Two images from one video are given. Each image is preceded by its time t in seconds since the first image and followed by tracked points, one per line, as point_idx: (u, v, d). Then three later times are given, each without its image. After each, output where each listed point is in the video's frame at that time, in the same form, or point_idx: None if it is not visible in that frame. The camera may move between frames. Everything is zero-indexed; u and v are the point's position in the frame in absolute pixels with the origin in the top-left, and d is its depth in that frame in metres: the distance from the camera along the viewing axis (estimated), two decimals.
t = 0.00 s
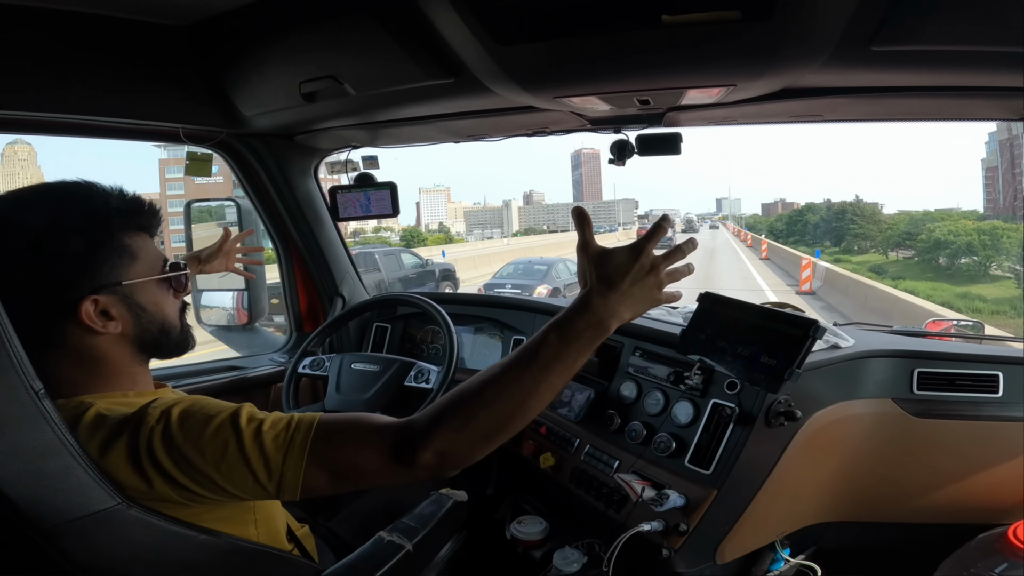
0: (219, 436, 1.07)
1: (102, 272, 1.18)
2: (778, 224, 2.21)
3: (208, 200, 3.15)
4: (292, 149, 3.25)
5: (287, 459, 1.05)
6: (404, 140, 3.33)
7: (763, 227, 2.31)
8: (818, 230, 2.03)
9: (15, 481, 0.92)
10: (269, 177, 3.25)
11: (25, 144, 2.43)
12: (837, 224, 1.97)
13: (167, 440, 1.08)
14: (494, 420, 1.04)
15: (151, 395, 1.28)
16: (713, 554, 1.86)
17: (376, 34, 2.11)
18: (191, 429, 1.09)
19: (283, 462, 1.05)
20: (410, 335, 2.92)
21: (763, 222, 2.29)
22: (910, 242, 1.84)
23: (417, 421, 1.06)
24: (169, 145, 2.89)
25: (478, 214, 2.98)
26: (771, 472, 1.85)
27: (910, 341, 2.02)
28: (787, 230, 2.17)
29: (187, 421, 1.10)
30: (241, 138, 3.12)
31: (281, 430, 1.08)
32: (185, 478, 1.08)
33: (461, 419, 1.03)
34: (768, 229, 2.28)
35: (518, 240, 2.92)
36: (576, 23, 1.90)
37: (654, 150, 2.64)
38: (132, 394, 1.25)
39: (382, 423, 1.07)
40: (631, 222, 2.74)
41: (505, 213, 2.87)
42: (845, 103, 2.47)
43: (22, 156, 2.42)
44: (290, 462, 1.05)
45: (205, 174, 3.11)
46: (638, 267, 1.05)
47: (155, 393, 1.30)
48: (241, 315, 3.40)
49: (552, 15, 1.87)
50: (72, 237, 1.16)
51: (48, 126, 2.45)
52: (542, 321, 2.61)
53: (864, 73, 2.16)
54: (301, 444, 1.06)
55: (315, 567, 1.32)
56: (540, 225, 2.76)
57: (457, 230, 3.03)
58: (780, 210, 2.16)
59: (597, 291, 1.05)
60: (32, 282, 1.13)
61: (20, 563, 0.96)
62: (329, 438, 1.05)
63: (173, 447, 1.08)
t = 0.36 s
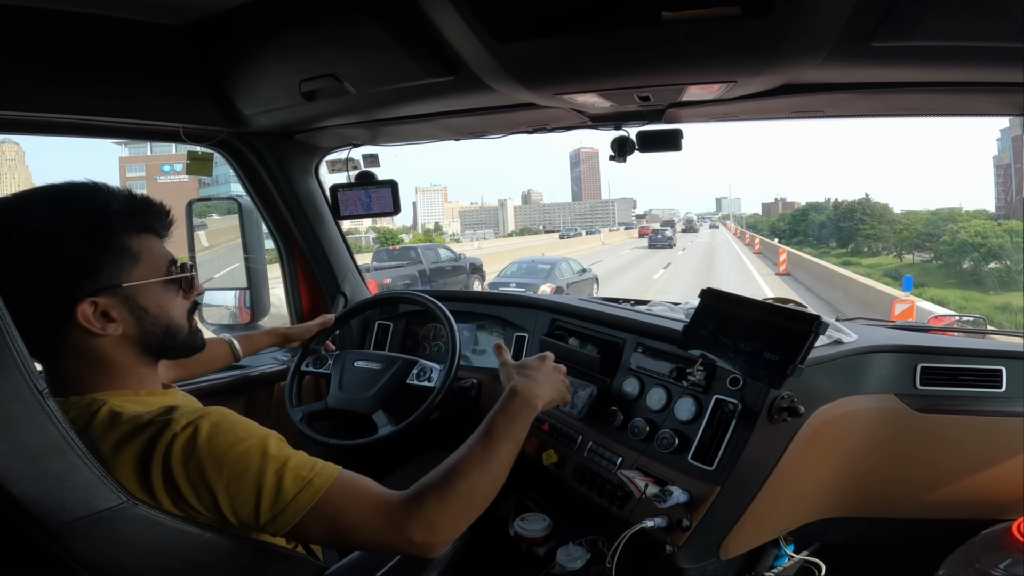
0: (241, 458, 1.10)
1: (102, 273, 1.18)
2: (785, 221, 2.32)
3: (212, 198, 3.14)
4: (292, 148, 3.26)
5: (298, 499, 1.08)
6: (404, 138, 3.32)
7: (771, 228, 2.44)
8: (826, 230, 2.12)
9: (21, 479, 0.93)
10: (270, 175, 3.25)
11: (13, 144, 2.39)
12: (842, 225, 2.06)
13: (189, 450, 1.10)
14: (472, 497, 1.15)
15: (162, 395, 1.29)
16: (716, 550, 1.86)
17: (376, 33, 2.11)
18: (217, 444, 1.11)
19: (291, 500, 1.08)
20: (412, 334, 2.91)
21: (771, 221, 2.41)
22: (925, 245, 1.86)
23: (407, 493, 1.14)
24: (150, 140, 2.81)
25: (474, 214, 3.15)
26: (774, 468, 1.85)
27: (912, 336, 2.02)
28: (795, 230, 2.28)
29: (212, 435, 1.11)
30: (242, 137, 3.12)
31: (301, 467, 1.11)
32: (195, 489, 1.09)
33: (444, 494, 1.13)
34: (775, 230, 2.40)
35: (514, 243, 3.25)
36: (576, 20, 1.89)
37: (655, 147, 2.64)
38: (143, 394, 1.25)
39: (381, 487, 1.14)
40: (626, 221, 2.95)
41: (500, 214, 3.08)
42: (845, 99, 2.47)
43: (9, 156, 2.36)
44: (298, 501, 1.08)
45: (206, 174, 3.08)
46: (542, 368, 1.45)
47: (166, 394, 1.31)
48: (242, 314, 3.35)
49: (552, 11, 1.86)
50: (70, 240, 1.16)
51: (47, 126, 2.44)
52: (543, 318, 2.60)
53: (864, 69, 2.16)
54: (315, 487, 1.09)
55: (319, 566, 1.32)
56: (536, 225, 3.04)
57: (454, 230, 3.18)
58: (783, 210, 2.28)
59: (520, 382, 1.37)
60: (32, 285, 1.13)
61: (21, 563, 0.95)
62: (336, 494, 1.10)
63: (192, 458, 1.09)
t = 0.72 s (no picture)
0: (247, 464, 1.15)
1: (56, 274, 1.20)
2: (790, 220, 2.26)
3: (215, 198, 3.14)
4: (294, 147, 3.26)
5: (287, 512, 1.15)
6: (406, 138, 3.33)
7: (774, 227, 2.38)
8: (833, 230, 2.06)
9: (20, 477, 0.93)
10: (271, 174, 3.26)
11: None
12: (853, 225, 2.00)
13: (194, 446, 1.12)
14: (410, 533, 1.38)
15: (161, 390, 1.32)
16: (716, 552, 1.86)
17: (378, 33, 2.11)
18: (225, 444, 1.14)
19: (285, 508, 1.15)
20: (412, 334, 2.92)
21: (777, 220, 2.35)
22: (951, 249, 1.80)
23: (369, 522, 1.30)
24: (100, 137, 2.64)
25: (469, 213, 3.10)
26: (773, 470, 1.85)
27: (913, 339, 2.01)
28: (800, 229, 2.22)
29: (219, 435, 1.15)
30: (244, 136, 3.13)
31: (293, 483, 1.19)
32: (190, 482, 1.11)
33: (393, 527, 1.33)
34: (779, 229, 2.35)
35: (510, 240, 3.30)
36: (577, 21, 1.89)
37: (657, 148, 2.64)
38: (143, 390, 1.29)
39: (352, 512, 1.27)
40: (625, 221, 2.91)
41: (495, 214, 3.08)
42: (848, 101, 2.46)
43: None
44: (287, 513, 1.15)
45: (207, 173, 3.08)
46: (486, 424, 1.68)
47: (163, 388, 1.34)
48: (244, 313, 3.34)
49: (554, 12, 1.86)
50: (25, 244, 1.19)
51: (50, 125, 2.45)
52: (544, 319, 2.60)
53: (867, 71, 2.16)
54: (305, 504, 1.18)
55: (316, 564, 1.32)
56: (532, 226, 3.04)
57: (448, 230, 3.17)
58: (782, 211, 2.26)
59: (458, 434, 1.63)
60: None
61: (22, 562, 0.95)
62: (326, 513, 1.20)
63: (197, 452, 1.12)
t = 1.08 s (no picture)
0: (254, 467, 1.13)
1: (114, 274, 1.20)
2: (798, 219, 2.25)
3: (214, 198, 3.13)
4: (293, 147, 3.26)
5: (292, 513, 1.14)
6: (406, 138, 3.33)
7: (783, 225, 2.37)
8: (845, 231, 2.06)
9: (19, 478, 0.94)
10: (271, 174, 3.25)
11: None
12: (865, 225, 2.01)
13: (201, 449, 1.11)
14: (413, 536, 1.37)
15: (164, 391, 1.28)
16: (715, 552, 1.86)
17: (378, 32, 2.11)
18: (232, 447, 1.12)
19: (290, 511, 1.14)
20: (411, 333, 2.92)
21: (785, 219, 2.34)
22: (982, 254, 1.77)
23: (372, 524, 1.29)
24: (48, 134, 2.48)
25: (465, 213, 3.16)
26: (773, 470, 1.85)
27: (912, 339, 2.01)
28: (808, 230, 2.21)
29: (226, 438, 1.13)
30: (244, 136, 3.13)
31: (299, 484, 1.17)
32: (198, 485, 1.10)
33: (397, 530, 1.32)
34: (787, 232, 2.35)
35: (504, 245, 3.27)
36: (577, 21, 1.90)
37: (657, 148, 2.64)
38: (151, 390, 1.26)
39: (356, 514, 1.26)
40: (622, 220, 2.99)
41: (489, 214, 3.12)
42: (848, 101, 2.46)
43: None
44: (292, 514, 1.14)
45: (208, 172, 3.09)
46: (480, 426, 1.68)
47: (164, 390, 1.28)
48: (242, 312, 3.32)
49: (554, 11, 1.86)
50: (83, 243, 1.16)
51: (50, 124, 2.45)
52: (543, 318, 2.60)
53: (867, 71, 2.16)
54: (310, 505, 1.16)
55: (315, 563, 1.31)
56: (529, 226, 3.04)
57: (444, 230, 3.23)
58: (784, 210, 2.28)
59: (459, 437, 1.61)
60: (45, 288, 1.13)
61: (21, 563, 0.96)
62: (330, 515, 1.19)
63: (204, 456, 1.10)
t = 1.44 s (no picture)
0: (242, 470, 1.13)
1: (97, 269, 1.19)
2: (802, 218, 2.20)
3: (212, 198, 3.14)
4: (292, 147, 3.26)
5: (282, 516, 1.14)
6: (405, 138, 3.33)
7: (783, 226, 2.31)
8: (853, 232, 2.03)
9: (19, 477, 0.93)
10: (270, 174, 3.25)
11: None
12: (877, 226, 1.98)
13: (190, 452, 1.11)
14: (409, 538, 1.37)
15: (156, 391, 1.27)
16: (714, 553, 1.86)
17: (377, 33, 2.11)
18: (220, 449, 1.12)
19: (281, 513, 1.13)
20: (410, 333, 2.92)
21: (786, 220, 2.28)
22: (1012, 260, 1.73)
23: (369, 527, 1.29)
24: None
25: (461, 213, 3.16)
26: (772, 471, 1.85)
27: (911, 340, 2.01)
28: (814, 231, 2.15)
29: (215, 440, 1.13)
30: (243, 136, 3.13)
31: (290, 487, 1.17)
32: (186, 487, 1.10)
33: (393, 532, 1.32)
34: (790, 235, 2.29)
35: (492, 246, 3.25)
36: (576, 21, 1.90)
37: (656, 149, 2.64)
38: (142, 390, 1.25)
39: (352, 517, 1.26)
40: (620, 220, 2.96)
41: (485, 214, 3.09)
42: (847, 101, 2.47)
43: None
44: (283, 517, 1.14)
45: (206, 173, 3.10)
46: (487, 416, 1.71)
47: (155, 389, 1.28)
48: (241, 313, 3.35)
49: (553, 12, 1.86)
50: (65, 236, 1.16)
51: (49, 124, 2.45)
52: (542, 319, 2.60)
53: (866, 72, 2.16)
54: (303, 508, 1.16)
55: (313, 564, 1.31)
56: (523, 225, 3.04)
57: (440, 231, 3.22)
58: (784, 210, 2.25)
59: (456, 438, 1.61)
60: (28, 281, 1.13)
61: (20, 565, 0.95)
62: (325, 519, 1.18)
63: (192, 458, 1.10)
